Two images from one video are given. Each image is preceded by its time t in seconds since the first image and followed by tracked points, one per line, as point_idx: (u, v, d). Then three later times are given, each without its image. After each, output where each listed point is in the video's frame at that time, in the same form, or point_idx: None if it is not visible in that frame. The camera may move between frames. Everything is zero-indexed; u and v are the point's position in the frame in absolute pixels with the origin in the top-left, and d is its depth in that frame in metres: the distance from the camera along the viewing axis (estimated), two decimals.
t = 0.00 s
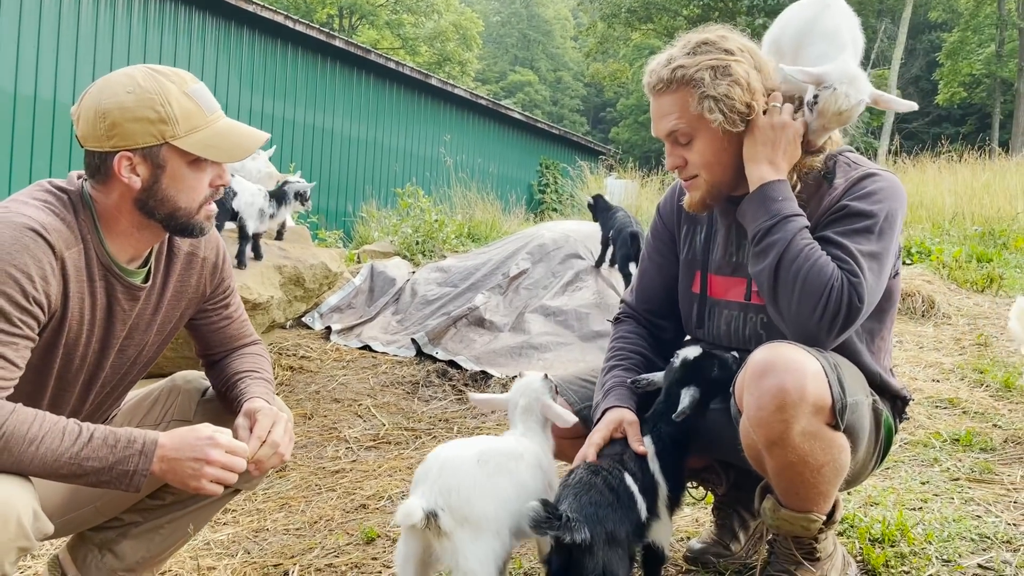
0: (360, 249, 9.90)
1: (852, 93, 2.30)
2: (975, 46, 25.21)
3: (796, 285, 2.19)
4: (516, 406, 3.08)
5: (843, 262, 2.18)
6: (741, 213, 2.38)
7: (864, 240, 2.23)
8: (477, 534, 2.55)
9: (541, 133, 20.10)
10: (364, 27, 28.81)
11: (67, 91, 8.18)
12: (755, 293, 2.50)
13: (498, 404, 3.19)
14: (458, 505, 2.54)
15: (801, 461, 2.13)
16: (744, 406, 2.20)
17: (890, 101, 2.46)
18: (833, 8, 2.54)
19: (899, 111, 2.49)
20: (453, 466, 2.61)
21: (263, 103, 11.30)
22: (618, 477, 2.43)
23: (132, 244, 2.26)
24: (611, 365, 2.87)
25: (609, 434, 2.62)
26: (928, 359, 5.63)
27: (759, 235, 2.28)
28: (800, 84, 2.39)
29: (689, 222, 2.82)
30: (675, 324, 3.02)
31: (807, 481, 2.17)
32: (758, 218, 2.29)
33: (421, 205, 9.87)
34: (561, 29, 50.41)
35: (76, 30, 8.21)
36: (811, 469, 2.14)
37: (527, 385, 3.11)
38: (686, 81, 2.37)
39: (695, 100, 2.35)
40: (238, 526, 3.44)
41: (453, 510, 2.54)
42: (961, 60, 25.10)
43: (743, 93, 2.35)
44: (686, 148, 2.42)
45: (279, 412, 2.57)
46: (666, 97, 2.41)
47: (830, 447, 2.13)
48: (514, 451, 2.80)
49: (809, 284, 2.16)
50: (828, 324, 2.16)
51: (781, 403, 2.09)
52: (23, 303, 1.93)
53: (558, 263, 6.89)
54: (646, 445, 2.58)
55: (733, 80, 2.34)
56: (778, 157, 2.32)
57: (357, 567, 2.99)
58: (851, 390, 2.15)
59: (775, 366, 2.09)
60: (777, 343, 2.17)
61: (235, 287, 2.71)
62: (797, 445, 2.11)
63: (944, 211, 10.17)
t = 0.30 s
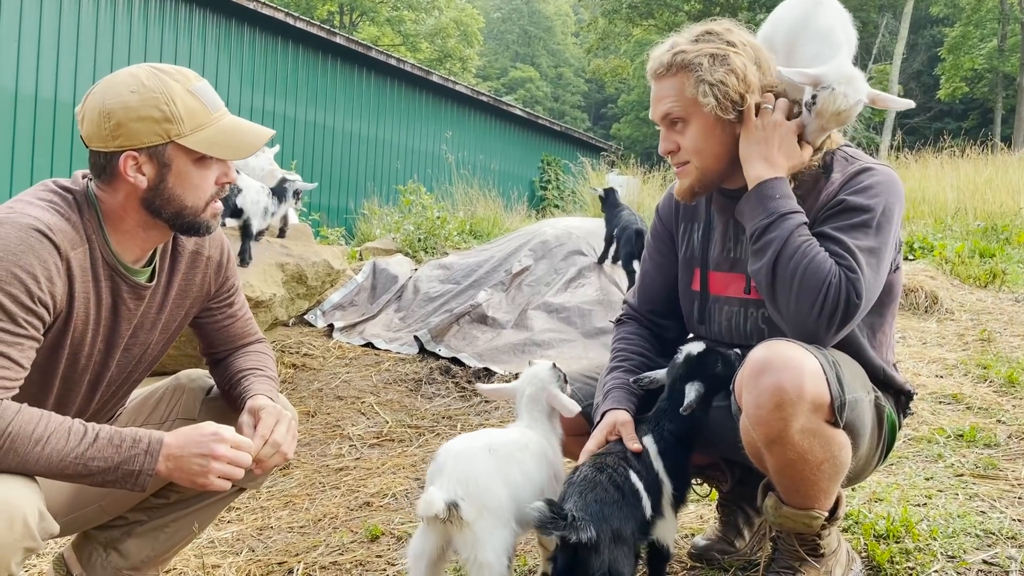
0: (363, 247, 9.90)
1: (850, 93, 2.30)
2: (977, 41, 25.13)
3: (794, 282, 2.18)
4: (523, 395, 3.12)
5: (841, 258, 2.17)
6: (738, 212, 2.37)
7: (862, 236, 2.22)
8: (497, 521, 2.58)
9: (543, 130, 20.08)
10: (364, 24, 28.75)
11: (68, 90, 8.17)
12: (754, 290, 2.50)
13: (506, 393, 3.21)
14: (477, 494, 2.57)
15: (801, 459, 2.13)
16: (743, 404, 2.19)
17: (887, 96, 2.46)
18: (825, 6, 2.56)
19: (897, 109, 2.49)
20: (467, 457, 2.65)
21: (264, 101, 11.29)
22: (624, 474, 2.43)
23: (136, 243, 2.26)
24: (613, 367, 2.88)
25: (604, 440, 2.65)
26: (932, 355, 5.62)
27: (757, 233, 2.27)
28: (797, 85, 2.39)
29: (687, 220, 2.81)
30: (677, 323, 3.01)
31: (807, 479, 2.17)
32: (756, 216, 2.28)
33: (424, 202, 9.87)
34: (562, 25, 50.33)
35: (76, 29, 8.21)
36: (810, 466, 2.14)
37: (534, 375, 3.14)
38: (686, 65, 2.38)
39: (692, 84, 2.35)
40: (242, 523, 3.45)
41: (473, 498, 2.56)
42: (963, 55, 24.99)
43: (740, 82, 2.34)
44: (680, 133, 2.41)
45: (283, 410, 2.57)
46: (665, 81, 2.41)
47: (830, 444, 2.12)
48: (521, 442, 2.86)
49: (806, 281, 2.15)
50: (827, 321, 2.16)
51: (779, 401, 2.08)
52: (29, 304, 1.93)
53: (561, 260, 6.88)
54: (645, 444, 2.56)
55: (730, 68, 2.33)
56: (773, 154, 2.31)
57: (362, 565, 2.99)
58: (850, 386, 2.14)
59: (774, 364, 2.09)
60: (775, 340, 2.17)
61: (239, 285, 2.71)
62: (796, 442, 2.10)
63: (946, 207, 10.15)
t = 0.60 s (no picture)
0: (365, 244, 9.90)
1: (834, 72, 2.25)
2: (978, 36, 25.07)
3: (793, 277, 2.17)
4: (530, 385, 3.10)
5: (839, 252, 2.17)
6: (736, 209, 2.37)
7: (861, 229, 2.21)
8: (502, 517, 2.58)
9: (544, 127, 20.08)
10: (365, 21, 28.75)
11: (70, 88, 8.18)
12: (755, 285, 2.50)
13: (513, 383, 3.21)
14: (483, 490, 2.57)
15: (803, 453, 2.12)
16: (745, 399, 2.19)
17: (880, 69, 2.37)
18: None
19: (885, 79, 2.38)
20: (475, 452, 2.65)
21: (265, 99, 11.29)
22: (635, 472, 2.42)
23: (142, 243, 2.26)
24: (615, 364, 2.88)
25: (611, 438, 2.63)
26: (935, 350, 5.61)
27: (755, 230, 2.27)
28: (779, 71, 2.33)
29: (686, 218, 2.81)
30: (679, 321, 3.01)
31: (810, 473, 2.17)
32: (753, 213, 2.28)
33: (426, 200, 9.87)
34: (563, 22, 50.30)
35: (77, 28, 8.22)
36: (813, 460, 2.14)
37: (544, 368, 3.13)
38: (685, 56, 2.38)
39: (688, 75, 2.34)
40: (247, 521, 3.45)
41: (479, 494, 2.56)
42: (965, 50, 24.93)
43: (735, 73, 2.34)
44: (676, 122, 2.41)
45: (288, 409, 2.57)
46: (666, 69, 2.42)
47: (832, 438, 2.12)
48: (530, 438, 2.86)
49: (805, 276, 2.14)
50: (827, 315, 2.15)
51: (781, 396, 2.08)
52: (34, 303, 1.94)
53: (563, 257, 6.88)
54: (654, 442, 2.55)
55: (727, 58, 2.34)
56: (770, 153, 2.29)
57: (367, 562, 2.99)
58: (852, 379, 2.14)
59: (775, 359, 2.09)
60: (777, 335, 2.17)
61: (244, 284, 2.72)
62: (797, 437, 2.10)
63: (949, 202, 10.14)
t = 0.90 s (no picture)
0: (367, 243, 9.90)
1: (836, 59, 2.27)
2: (980, 31, 24.98)
3: (792, 272, 2.16)
4: (533, 382, 3.10)
5: (837, 246, 2.16)
6: (733, 207, 2.36)
7: (859, 221, 2.20)
8: (505, 515, 2.58)
9: (546, 125, 20.08)
10: (366, 21, 28.76)
11: (72, 89, 8.19)
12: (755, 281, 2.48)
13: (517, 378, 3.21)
14: (485, 490, 2.57)
15: (806, 448, 2.12)
16: (747, 395, 2.18)
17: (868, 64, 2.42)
18: None
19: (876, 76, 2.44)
20: (476, 452, 2.66)
21: (267, 98, 11.28)
22: (643, 471, 2.41)
23: (146, 243, 2.26)
24: (616, 364, 2.88)
25: (614, 437, 2.62)
26: (939, 346, 5.60)
27: (751, 227, 2.26)
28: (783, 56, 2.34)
29: (684, 216, 2.80)
30: (679, 318, 3.00)
31: (814, 467, 2.16)
32: (749, 210, 2.27)
33: (428, 198, 9.87)
34: (564, 19, 50.24)
35: (79, 29, 8.23)
36: (816, 454, 2.13)
37: (551, 366, 3.13)
38: (685, 50, 2.38)
39: (688, 70, 2.35)
40: (252, 521, 3.46)
41: (481, 494, 2.57)
42: (967, 45, 24.84)
43: (735, 66, 2.32)
44: (674, 117, 2.41)
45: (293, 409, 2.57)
46: (665, 64, 2.41)
47: (835, 432, 2.11)
48: (530, 437, 2.86)
49: (804, 271, 2.14)
50: (828, 309, 2.14)
51: (783, 391, 2.07)
52: (38, 304, 1.94)
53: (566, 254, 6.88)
54: (660, 441, 2.54)
55: (726, 52, 2.32)
56: (765, 151, 2.30)
57: (372, 561, 2.99)
58: (854, 372, 2.13)
59: (776, 354, 2.08)
60: (778, 330, 2.16)
61: (249, 283, 2.71)
62: (801, 432, 2.09)
63: (952, 197, 10.11)
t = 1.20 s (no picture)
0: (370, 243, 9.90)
1: (840, 54, 2.29)
2: (982, 27, 24.90)
3: (798, 268, 2.16)
4: (542, 381, 3.10)
5: (843, 241, 2.15)
6: (738, 204, 2.36)
7: (864, 216, 2.20)
8: (509, 515, 2.58)
9: (549, 124, 20.07)
10: (367, 21, 28.74)
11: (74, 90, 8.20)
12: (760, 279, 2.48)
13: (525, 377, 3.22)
14: (489, 489, 2.57)
15: (813, 443, 2.11)
16: (754, 390, 2.18)
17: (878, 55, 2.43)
18: None
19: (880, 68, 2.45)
20: (480, 451, 2.66)
21: (269, 99, 11.29)
22: (647, 469, 2.41)
23: (152, 244, 2.27)
24: (618, 363, 2.88)
25: (615, 435, 2.61)
26: (944, 343, 5.59)
27: (757, 223, 2.26)
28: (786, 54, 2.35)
29: (688, 214, 2.80)
30: (683, 316, 2.99)
31: (821, 463, 2.15)
32: (755, 207, 2.27)
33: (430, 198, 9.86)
34: (565, 18, 50.19)
35: (81, 30, 8.24)
36: (823, 450, 2.13)
37: (562, 366, 3.13)
38: (695, 49, 2.36)
39: (699, 68, 2.33)
40: (257, 521, 3.46)
41: (485, 494, 2.57)
42: (969, 41, 24.77)
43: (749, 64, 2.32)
44: (684, 117, 2.39)
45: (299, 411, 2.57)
46: (672, 63, 2.40)
47: (842, 427, 2.11)
48: (536, 436, 2.86)
49: (810, 266, 2.13)
50: (833, 304, 2.13)
51: (789, 385, 2.07)
52: (44, 306, 1.94)
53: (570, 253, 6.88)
54: (663, 439, 2.54)
55: (739, 49, 2.32)
56: (772, 149, 2.30)
57: (378, 560, 2.99)
58: (861, 367, 2.13)
59: (783, 349, 2.08)
60: (784, 326, 2.15)
61: (253, 283, 2.71)
62: (807, 427, 2.09)
63: (956, 194, 10.09)
